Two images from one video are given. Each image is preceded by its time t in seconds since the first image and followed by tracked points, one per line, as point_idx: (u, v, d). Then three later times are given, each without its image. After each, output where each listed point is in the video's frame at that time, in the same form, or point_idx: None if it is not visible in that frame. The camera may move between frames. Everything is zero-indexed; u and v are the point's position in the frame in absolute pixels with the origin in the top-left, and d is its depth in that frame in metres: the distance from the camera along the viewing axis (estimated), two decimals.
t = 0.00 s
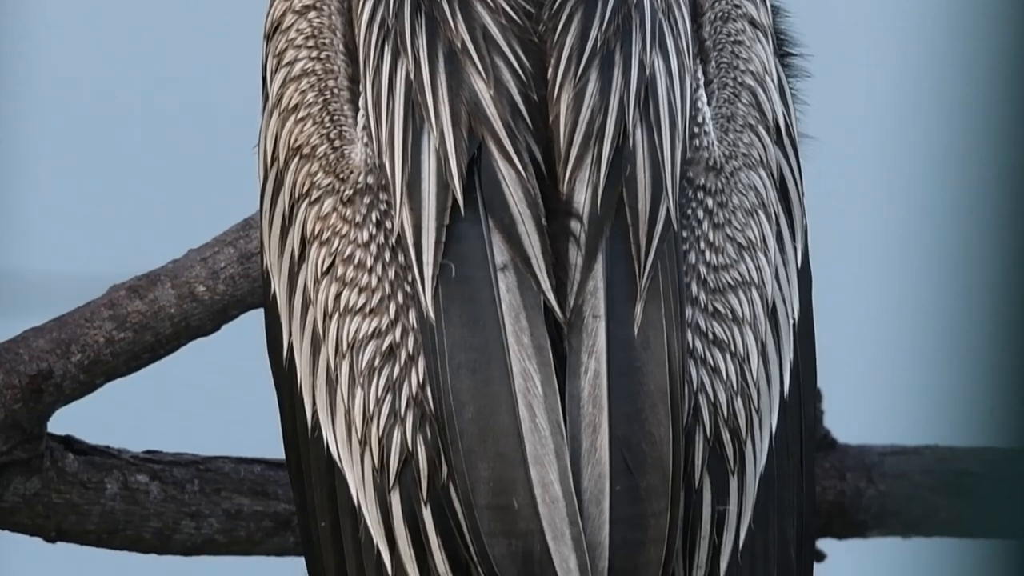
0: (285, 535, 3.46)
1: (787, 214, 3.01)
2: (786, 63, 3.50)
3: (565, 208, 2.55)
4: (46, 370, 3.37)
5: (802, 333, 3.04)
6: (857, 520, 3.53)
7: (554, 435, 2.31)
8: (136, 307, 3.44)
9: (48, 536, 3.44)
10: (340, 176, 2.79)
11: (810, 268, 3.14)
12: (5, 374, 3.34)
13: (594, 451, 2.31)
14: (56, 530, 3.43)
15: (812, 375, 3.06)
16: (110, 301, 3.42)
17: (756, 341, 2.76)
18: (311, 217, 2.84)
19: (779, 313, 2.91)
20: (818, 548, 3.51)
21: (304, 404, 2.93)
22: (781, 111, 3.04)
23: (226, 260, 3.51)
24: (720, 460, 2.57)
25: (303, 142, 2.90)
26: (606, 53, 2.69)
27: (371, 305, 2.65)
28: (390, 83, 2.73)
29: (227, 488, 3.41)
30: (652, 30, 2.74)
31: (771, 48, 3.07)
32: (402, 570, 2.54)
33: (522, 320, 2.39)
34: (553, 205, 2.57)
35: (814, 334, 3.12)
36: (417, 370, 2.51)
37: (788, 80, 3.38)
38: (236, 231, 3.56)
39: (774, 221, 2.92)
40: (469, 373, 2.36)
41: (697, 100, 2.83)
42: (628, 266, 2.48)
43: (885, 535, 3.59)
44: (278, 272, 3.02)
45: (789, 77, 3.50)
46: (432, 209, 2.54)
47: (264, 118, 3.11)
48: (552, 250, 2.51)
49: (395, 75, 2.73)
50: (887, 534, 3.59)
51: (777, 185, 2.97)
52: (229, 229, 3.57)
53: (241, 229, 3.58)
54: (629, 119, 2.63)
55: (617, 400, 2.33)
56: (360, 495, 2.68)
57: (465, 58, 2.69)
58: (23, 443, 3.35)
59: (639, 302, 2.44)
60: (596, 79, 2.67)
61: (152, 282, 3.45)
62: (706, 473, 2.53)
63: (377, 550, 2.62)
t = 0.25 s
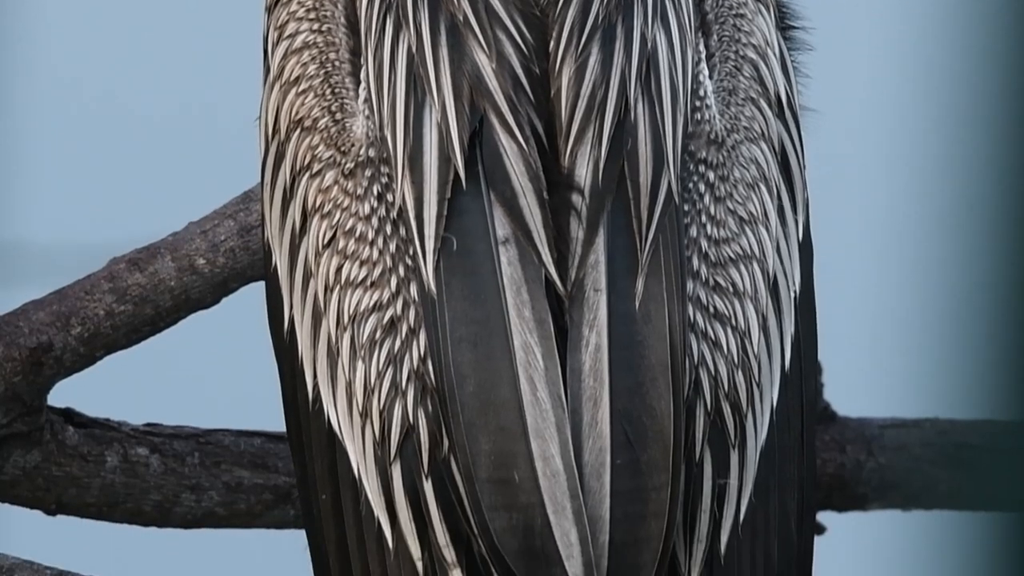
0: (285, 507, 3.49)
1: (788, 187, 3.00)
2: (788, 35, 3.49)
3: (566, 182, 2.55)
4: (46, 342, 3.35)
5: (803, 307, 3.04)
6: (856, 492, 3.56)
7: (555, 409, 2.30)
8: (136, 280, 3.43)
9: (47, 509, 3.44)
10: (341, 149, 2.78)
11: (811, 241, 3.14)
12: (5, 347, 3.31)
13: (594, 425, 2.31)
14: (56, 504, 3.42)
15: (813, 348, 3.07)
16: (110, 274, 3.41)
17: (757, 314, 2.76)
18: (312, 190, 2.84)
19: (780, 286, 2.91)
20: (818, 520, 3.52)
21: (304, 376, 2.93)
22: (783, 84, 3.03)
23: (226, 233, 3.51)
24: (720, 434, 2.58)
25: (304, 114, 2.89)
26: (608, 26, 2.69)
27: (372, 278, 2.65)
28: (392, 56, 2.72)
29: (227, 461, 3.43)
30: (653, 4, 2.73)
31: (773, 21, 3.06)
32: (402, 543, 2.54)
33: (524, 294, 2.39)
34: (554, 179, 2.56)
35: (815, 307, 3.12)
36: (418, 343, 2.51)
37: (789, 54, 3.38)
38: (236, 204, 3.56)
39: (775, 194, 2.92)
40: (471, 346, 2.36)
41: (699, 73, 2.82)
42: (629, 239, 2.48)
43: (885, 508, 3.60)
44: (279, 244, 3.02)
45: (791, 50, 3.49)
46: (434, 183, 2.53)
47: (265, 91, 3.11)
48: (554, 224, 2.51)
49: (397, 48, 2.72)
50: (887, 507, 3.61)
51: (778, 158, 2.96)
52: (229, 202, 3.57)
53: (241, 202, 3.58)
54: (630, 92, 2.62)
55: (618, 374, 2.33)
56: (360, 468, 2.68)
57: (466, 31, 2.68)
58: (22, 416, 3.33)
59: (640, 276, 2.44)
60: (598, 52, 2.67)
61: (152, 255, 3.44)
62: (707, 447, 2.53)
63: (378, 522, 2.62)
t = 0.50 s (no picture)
0: (285, 481, 3.51)
1: (789, 161, 3.01)
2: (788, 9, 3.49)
3: (568, 157, 2.55)
4: (46, 316, 3.34)
5: (803, 281, 3.05)
6: (856, 466, 3.58)
7: (558, 385, 2.31)
8: (136, 254, 3.42)
9: (47, 484, 3.44)
10: (343, 124, 2.79)
11: (812, 215, 3.15)
12: (5, 321, 3.30)
13: (596, 400, 2.32)
14: (57, 476, 3.42)
15: (813, 322, 3.08)
16: (110, 248, 3.40)
17: (757, 288, 2.77)
18: (314, 164, 2.84)
19: (781, 261, 2.92)
20: (818, 493, 3.54)
21: (305, 351, 2.94)
22: (784, 59, 3.03)
23: (226, 207, 3.50)
24: (721, 409, 2.59)
25: (305, 89, 2.89)
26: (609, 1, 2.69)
27: (374, 253, 2.66)
28: (394, 31, 2.73)
29: (228, 435, 3.44)
30: None
31: None
32: (404, 518, 2.56)
33: (527, 269, 2.40)
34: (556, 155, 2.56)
35: (816, 281, 3.13)
36: (420, 318, 2.52)
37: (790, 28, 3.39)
38: (236, 178, 3.55)
39: (776, 169, 2.92)
40: (473, 322, 2.37)
41: (700, 47, 2.82)
42: (630, 215, 2.48)
43: (885, 481, 3.62)
44: (280, 218, 3.02)
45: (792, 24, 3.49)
46: (436, 158, 2.54)
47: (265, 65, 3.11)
48: (557, 200, 2.51)
49: (400, 22, 2.72)
50: (888, 481, 3.63)
51: (779, 133, 2.97)
52: (229, 176, 3.56)
53: (241, 175, 3.57)
54: (632, 67, 2.62)
55: (619, 349, 2.34)
56: (362, 443, 2.69)
57: (468, 6, 2.68)
58: (23, 390, 3.32)
59: (641, 252, 2.45)
60: (599, 27, 2.67)
61: (151, 229, 3.44)
62: (708, 423, 2.55)
63: (379, 498, 2.63)
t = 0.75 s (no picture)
0: (285, 455, 3.53)
1: (790, 135, 3.01)
2: None
3: (569, 131, 2.55)
4: (46, 291, 3.34)
5: (804, 255, 3.05)
6: (856, 441, 3.58)
7: (560, 359, 2.32)
8: (136, 229, 3.40)
9: (48, 459, 3.44)
10: (345, 98, 2.79)
11: (812, 189, 3.15)
12: (5, 295, 3.30)
13: (597, 374, 2.33)
14: (57, 451, 3.41)
15: (813, 297, 3.08)
16: (110, 223, 3.39)
17: (758, 263, 2.78)
18: (315, 138, 2.84)
19: (782, 235, 2.92)
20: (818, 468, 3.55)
21: (307, 325, 2.95)
22: (785, 33, 3.02)
23: (225, 181, 3.48)
24: (722, 383, 2.60)
25: (307, 63, 2.89)
26: None
27: (376, 228, 2.66)
28: (396, 5, 2.72)
29: (227, 409, 3.46)
30: None
31: None
32: (406, 493, 2.57)
33: (529, 244, 2.40)
34: (558, 130, 2.56)
35: (817, 256, 3.13)
36: (423, 293, 2.52)
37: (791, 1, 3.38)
38: (236, 152, 3.53)
39: (777, 143, 2.92)
40: (476, 297, 2.38)
41: (701, 21, 2.82)
42: (632, 190, 2.49)
43: (885, 456, 3.63)
44: (282, 193, 3.03)
45: None
46: (439, 132, 2.54)
47: (266, 39, 3.11)
48: (559, 174, 2.51)
49: None
50: (888, 456, 3.63)
51: (780, 107, 2.97)
52: (229, 150, 3.55)
53: (241, 149, 3.55)
54: (633, 42, 2.62)
55: (621, 324, 2.35)
56: (364, 417, 2.70)
57: None
58: (23, 363, 3.32)
59: (642, 226, 2.45)
60: (600, 2, 2.67)
61: (151, 203, 3.42)
62: (709, 397, 2.56)
63: (382, 473, 2.63)
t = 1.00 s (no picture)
0: (285, 431, 3.54)
1: (790, 111, 3.00)
2: None
3: (569, 107, 2.54)
4: (46, 266, 3.34)
5: (803, 231, 3.05)
6: (856, 416, 3.58)
7: (560, 334, 2.32)
8: (136, 204, 3.39)
9: (48, 434, 3.44)
10: (344, 74, 2.78)
11: (813, 165, 3.15)
12: (6, 271, 3.30)
13: (597, 349, 2.33)
14: (56, 427, 3.42)
15: (814, 272, 3.08)
16: (110, 198, 3.39)
17: (758, 239, 2.78)
18: (315, 113, 2.84)
19: (782, 210, 2.92)
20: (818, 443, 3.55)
21: (307, 301, 2.95)
22: (785, 8, 3.01)
23: (225, 156, 3.47)
24: (722, 358, 2.60)
25: (307, 39, 2.89)
26: None
27: (376, 203, 2.66)
28: None
29: (227, 385, 3.47)
30: None
31: None
32: (406, 468, 2.57)
33: (529, 219, 2.40)
34: (557, 105, 2.56)
35: (817, 232, 3.13)
36: (422, 268, 2.52)
37: None
38: (237, 128, 3.52)
39: (777, 119, 2.92)
40: (475, 272, 2.38)
41: None
42: (632, 165, 2.48)
43: (885, 432, 3.62)
44: (282, 168, 3.02)
45: None
46: (438, 107, 2.54)
47: (265, 14, 3.10)
48: (559, 149, 2.51)
49: None
50: (888, 432, 3.63)
51: (780, 82, 2.96)
52: (230, 126, 3.53)
53: (242, 125, 3.53)
54: (633, 17, 2.62)
55: (620, 299, 2.35)
56: (364, 393, 2.70)
57: None
58: (23, 339, 3.32)
59: (642, 202, 2.45)
60: None
61: (151, 178, 3.42)
62: (709, 372, 2.56)
63: (381, 448, 2.63)
